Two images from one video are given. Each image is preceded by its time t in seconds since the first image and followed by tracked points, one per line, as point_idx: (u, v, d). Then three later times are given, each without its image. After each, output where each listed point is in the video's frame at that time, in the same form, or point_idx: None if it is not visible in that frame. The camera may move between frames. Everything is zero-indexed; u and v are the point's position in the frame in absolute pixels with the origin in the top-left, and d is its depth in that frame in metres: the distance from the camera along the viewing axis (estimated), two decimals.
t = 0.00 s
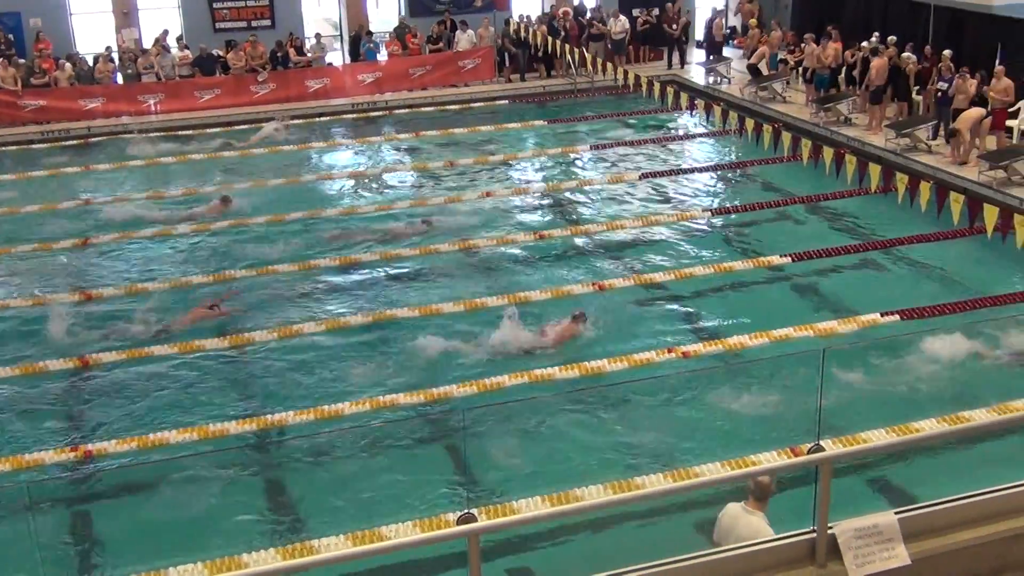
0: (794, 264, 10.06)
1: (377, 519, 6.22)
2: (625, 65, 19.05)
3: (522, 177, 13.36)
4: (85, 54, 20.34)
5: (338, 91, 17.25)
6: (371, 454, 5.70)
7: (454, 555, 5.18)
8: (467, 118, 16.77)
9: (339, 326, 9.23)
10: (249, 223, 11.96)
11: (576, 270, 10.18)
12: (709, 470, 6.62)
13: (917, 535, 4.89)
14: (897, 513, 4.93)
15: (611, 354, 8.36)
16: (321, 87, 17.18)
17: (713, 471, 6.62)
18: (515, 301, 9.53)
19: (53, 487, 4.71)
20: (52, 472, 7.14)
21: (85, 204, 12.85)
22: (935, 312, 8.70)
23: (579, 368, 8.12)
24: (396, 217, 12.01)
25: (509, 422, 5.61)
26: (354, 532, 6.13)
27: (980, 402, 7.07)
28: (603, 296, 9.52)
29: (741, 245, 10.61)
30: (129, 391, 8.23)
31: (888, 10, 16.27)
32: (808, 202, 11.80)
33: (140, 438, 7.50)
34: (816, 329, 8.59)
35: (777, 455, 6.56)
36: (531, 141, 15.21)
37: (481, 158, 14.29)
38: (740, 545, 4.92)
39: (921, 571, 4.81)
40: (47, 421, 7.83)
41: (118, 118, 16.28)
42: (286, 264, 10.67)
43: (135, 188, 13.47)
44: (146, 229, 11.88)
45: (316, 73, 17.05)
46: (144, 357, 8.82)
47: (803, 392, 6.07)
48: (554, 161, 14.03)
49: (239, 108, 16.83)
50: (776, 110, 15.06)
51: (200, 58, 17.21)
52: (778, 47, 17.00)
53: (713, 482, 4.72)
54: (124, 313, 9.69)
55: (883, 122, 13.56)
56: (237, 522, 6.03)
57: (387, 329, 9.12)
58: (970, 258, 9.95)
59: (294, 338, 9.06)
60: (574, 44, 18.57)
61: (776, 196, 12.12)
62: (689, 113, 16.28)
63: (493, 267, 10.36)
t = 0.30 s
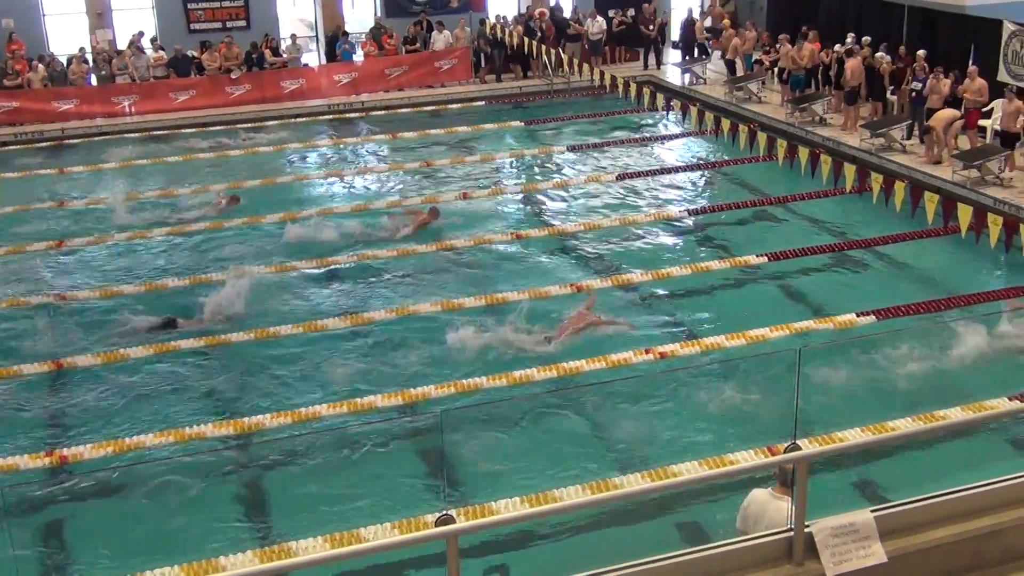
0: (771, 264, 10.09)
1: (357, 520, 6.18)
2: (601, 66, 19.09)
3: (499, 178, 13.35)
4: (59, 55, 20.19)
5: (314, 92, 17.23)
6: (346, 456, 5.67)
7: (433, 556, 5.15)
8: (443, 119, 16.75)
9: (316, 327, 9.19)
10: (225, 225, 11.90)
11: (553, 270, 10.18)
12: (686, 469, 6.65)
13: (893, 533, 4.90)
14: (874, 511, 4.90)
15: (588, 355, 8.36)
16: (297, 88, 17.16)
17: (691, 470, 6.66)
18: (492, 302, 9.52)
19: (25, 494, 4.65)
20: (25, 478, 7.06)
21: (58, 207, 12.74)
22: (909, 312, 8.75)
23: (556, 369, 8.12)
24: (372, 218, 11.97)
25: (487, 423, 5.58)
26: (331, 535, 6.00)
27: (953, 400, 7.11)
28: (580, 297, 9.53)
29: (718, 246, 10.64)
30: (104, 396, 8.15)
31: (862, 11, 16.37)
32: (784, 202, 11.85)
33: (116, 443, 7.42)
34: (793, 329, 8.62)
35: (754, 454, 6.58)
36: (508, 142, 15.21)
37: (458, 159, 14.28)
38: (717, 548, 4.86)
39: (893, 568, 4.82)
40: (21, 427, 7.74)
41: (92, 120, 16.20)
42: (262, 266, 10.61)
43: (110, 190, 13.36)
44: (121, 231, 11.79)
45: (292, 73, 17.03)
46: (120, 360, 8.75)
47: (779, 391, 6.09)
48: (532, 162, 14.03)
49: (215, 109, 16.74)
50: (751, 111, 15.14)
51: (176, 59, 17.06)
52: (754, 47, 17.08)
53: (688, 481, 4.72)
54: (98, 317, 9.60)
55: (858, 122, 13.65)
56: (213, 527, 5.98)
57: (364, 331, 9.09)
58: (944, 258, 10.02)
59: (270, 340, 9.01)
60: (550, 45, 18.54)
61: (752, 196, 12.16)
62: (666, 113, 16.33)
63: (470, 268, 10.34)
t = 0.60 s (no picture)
0: (744, 263, 10.14)
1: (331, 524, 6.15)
2: (574, 66, 19.12)
3: (473, 179, 13.34)
4: (28, 56, 20.00)
5: (287, 92, 17.17)
6: (319, 459, 5.65)
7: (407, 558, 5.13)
8: (417, 120, 16.73)
9: (290, 329, 9.15)
10: (198, 227, 11.82)
11: (527, 271, 10.18)
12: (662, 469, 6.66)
13: (867, 530, 4.89)
14: (848, 508, 4.88)
15: (563, 355, 8.37)
16: (269, 89, 17.10)
17: (666, 470, 6.61)
18: (466, 302, 9.51)
19: None
20: None
21: (28, 209, 12.60)
22: (882, 311, 8.81)
23: (530, 369, 8.13)
24: (345, 220, 11.93)
25: (458, 425, 5.57)
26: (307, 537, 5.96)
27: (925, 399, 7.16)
28: (554, 297, 9.54)
29: (692, 245, 10.68)
30: (75, 400, 8.07)
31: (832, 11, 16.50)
32: (757, 202, 11.90)
33: (87, 446, 7.36)
34: (766, 328, 8.66)
35: (727, 453, 6.62)
36: (482, 143, 15.19)
37: (432, 160, 14.26)
38: (690, 548, 4.82)
39: (870, 567, 4.80)
40: None
41: (62, 121, 16.04)
42: (235, 268, 10.55)
43: (81, 192, 13.24)
44: (91, 234, 11.68)
45: (264, 74, 16.97)
46: (91, 363, 8.67)
47: (753, 391, 6.13)
48: (507, 163, 14.03)
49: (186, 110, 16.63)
50: (724, 111, 15.20)
51: (147, 60, 16.92)
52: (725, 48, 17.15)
53: (662, 480, 4.65)
54: (69, 320, 9.51)
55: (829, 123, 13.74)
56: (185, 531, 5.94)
57: (337, 333, 9.06)
58: (916, 257, 10.09)
59: (243, 343, 8.96)
60: (523, 45, 18.50)
61: (725, 196, 12.21)
62: (639, 114, 16.38)
63: (443, 269, 10.33)
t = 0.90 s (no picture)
0: (719, 263, 10.18)
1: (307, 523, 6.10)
2: (548, 66, 19.14)
3: (447, 179, 13.32)
4: None
5: (259, 93, 17.09)
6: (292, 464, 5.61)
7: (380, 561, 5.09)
8: (391, 121, 16.71)
9: (264, 331, 9.11)
10: (170, 229, 11.74)
11: (502, 271, 10.18)
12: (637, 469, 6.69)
13: (840, 528, 4.89)
14: (821, 506, 4.87)
15: (538, 354, 8.38)
16: (242, 90, 17.02)
17: (641, 469, 6.76)
18: (440, 302, 9.51)
19: None
20: None
21: None
22: (854, 310, 8.88)
23: (507, 369, 8.13)
24: (319, 221, 11.89)
25: (432, 423, 5.53)
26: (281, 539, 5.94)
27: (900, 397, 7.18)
28: (529, 297, 9.54)
29: (667, 245, 10.72)
30: (46, 403, 8.01)
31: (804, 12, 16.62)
32: (731, 201, 11.95)
33: (59, 450, 7.30)
34: (740, 327, 8.71)
35: (703, 452, 6.66)
36: (457, 143, 15.18)
37: (405, 160, 14.23)
38: (664, 547, 4.82)
39: (843, 564, 4.80)
40: None
41: (32, 123, 15.87)
42: (208, 270, 10.49)
43: (53, 194, 13.12)
44: (63, 236, 11.59)
45: (237, 75, 16.89)
46: (62, 366, 8.59)
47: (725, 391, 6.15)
48: (482, 163, 14.02)
49: (158, 111, 16.53)
50: (697, 111, 15.26)
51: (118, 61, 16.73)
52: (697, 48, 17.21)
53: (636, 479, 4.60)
54: (41, 322, 9.43)
55: (802, 123, 13.84)
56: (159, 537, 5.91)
57: (311, 334, 9.03)
58: (889, 256, 10.16)
59: (217, 344, 8.91)
60: (497, 46, 18.48)
61: (699, 196, 12.23)
62: (612, 114, 16.42)
63: (418, 269, 10.31)
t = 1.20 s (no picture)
0: (694, 264, 10.21)
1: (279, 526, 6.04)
2: (523, 67, 19.15)
3: (422, 181, 13.30)
4: None
5: (233, 95, 16.97)
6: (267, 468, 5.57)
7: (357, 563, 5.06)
8: (366, 122, 16.68)
9: (239, 333, 9.06)
10: (143, 231, 11.67)
11: (478, 273, 10.17)
12: (614, 469, 6.66)
13: (817, 525, 4.88)
14: (797, 505, 4.86)
15: (515, 356, 8.38)
16: (215, 91, 16.93)
17: (617, 470, 6.68)
18: (416, 304, 9.49)
19: None
20: None
21: None
22: (828, 309, 8.95)
23: (484, 372, 8.11)
24: (293, 223, 11.85)
25: (409, 426, 5.50)
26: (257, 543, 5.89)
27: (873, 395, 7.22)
28: (504, 299, 9.53)
29: (643, 246, 10.74)
30: (18, 407, 7.93)
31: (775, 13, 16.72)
32: (705, 202, 12.00)
33: (31, 454, 7.22)
34: (716, 327, 8.74)
35: (679, 452, 6.68)
36: (432, 145, 15.16)
37: (379, 162, 14.20)
38: (643, 546, 4.78)
39: (819, 562, 4.80)
40: None
41: (3, 125, 15.73)
42: (182, 273, 10.43)
43: (25, 197, 13.00)
44: (34, 239, 11.48)
45: (210, 77, 16.81)
46: (33, 370, 8.52)
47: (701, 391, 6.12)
48: (458, 165, 14.01)
49: (131, 113, 16.43)
50: (671, 112, 15.34)
51: (90, 63, 16.67)
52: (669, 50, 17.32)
53: (613, 480, 4.55)
54: (12, 326, 9.34)
55: (775, 123, 13.95)
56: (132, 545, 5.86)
57: (286, 337, 8.99)
58: (863, 256, 10.23)
59: (191, 347, 8.85)
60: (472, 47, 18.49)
61: (673, 197, 12.29)
62: (587, 116, 16.46)
63: (393, 271, 10.29)
